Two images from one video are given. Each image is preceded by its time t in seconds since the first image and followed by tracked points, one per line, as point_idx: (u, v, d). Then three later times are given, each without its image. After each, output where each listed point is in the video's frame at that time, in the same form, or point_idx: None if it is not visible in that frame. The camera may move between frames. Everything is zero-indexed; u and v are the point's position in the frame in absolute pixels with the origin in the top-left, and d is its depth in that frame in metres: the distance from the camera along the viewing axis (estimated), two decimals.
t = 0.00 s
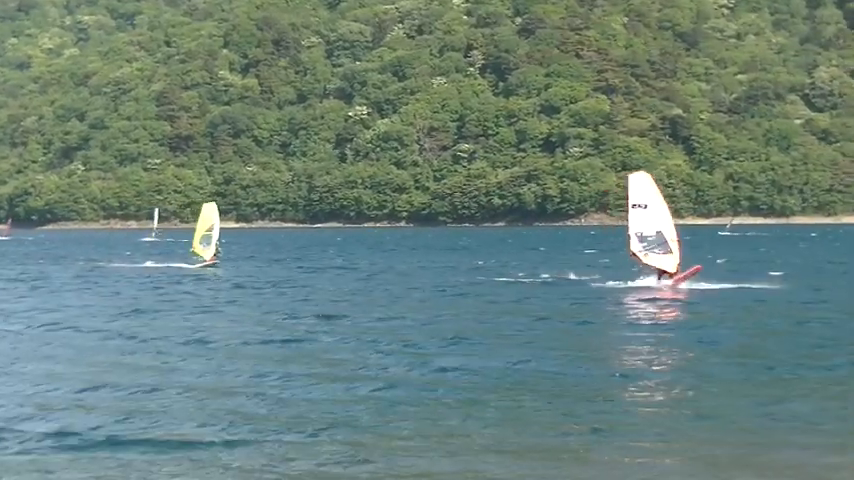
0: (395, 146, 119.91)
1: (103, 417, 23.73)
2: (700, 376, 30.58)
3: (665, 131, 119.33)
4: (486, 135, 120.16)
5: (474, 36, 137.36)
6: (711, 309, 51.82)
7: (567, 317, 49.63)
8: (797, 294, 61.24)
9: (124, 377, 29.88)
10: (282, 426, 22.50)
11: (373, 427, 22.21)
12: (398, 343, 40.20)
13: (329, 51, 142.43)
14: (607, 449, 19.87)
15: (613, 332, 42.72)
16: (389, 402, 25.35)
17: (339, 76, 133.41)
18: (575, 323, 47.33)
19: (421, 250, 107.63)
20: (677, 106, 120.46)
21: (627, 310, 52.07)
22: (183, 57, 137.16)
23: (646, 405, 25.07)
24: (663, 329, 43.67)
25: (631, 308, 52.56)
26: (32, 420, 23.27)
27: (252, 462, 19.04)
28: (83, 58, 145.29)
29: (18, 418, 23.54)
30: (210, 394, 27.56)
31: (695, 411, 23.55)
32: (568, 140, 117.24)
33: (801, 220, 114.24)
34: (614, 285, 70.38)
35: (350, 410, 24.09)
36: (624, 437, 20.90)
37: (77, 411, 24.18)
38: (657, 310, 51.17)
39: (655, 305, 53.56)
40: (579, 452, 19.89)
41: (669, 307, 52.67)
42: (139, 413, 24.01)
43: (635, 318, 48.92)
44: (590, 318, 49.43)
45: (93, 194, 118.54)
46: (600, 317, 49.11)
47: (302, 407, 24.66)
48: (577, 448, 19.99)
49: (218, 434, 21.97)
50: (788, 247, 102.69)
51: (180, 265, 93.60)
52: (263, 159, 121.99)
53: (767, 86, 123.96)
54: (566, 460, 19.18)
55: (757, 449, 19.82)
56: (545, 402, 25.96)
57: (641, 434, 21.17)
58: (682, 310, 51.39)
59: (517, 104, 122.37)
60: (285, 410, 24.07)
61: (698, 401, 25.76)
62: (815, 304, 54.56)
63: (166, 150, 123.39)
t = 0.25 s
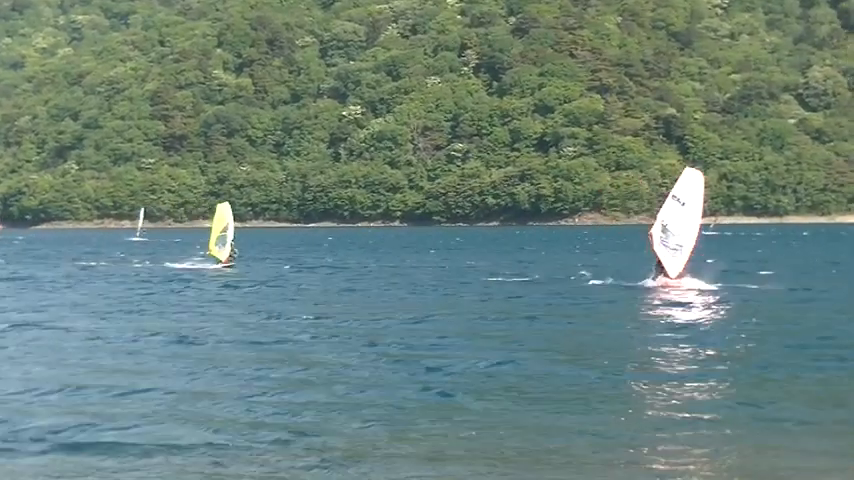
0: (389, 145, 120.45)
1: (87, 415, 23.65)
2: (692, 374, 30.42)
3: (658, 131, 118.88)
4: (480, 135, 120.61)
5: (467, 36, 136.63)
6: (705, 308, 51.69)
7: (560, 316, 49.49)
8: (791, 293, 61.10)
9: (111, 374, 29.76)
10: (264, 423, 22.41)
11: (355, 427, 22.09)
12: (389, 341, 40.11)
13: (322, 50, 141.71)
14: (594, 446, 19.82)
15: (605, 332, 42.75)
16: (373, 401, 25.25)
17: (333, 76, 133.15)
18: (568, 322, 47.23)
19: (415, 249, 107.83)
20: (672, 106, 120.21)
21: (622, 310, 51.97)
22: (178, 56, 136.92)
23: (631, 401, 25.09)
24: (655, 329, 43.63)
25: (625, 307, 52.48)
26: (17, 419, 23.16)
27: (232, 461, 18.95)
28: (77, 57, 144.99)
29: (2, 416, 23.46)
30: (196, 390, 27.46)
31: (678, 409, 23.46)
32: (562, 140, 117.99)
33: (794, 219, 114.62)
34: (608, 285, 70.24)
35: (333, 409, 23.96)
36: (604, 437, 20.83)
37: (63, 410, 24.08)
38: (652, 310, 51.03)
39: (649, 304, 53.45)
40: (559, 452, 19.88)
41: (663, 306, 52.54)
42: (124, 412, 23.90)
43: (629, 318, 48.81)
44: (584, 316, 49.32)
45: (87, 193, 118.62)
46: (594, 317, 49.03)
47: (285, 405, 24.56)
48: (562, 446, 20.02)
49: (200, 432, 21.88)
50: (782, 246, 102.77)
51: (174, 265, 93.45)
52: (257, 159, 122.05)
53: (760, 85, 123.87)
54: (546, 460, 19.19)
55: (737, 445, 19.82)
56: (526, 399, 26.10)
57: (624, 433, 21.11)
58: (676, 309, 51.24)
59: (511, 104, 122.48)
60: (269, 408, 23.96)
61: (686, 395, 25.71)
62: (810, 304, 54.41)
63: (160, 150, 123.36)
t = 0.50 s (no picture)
0: (383, 145, 120.72)
1: (119, 412, 23.73)
2: (719, 374, 30.42)
3: (652, 130, 119.87)
4: (474, 134, 120.75)
5: (462, 35, 136.69)
6: (714, 308, 51.66)
7: (571, 316, 49.51)
8: (796, 293, 61.12)
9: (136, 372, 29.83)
10: (290, 421, 22.49)
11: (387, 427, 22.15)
12: (404, 339, 40.22)
13: (317, 49, 141.69)
14: (631, 448, 19.93)
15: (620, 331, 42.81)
16: (404, 400, 25.31)
17: (327, 76, 132.94)
18: (581, 321, 47.22)
19: (410, 248, 107.92)
20: (665, 106, 121.09)
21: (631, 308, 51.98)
22: (172, 55, 136.98)
23: (659, 401, 25.17)
24: (669, 328, 43.66)
25: (634, 306, 52.45)
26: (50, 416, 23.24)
27: (270, 458, 19.04)
28: (71, 57, 145.12)
29: (34, 413, 23.53)
30: (224, 388, 27.53)
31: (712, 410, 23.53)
32: (556, 140, 118.36)
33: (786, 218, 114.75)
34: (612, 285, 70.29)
35: (363, 408, 24.07)
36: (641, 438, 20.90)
37: (96, 406, 24.17)
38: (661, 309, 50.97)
39: (658, 303, 53.41)
40: (595, 452, 20.00)
41: (672, 304, 52.52)
42: (155, 409, 23.98)
43: (641, 316, 48.78)
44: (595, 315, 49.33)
45: (81, 193, 118.55)
46: (605, 316, 49.01)
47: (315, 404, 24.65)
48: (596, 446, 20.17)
49: (236, 428, 21.95)
50: (777, 246, 102.85)
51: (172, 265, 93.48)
52: (252, 158, 121.92)
53: (754, 85, 124.20)
54: (585, 459, 19.30)
55: (774, 446, 19.95)
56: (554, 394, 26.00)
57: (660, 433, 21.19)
58: (687, 310, 51.23)
59: (505, 104, 122.56)
60: (300, 406, 24.05)
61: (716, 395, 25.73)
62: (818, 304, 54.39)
63: (154, 149, 123.56)
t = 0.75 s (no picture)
0: (375, 145, 120.53)
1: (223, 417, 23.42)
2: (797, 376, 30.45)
3: (644, 130, 120.37)
4: (465, 135, 120.82)
5: (453, 35, 136.13)
6: (748, 307, 51.59)
7: (606, 314, 49.44)
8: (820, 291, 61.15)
9: (213, 373, 29.71)
10: (404, 429, 22.19)
11: (504, 431, 22.21)
12: (455, 337, 40.12)
13: (308, 49, 141.78)
14: (765, 453, 20.02)
15: (666, 329, 42.77)
16: (503, 405, 25.30)
17: (318, 75, 132.83)
18: (620, 319, 47.10)
19: (404, 248, 107.74)
20: (656, 106, 121.59)
21: (664, 306, 51.90)
22: (163, 55, 136.76)
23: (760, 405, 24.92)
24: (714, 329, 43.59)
25: (666, 304, 52.35)
26: (157, 422, 23.12)
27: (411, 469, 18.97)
28: (61, 56, 144.81)
29: (136, 419, 23.22)
30: (312, 394, 27.43)
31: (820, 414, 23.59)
32: (547, 140, 118.86)
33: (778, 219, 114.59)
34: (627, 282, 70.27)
35: (469, 412, 24.09)
36: (767, 441, 21.00)
37: (198, 412, 24.06)
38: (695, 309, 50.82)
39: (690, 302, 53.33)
40: (730, 459, 19.69)
41: (703, 304, 52.44)
42: (259, 415, 23.89)
43: (676, 314, 48.66)
44: (632, 311, 49.25)
45: (71, 193, 117.99)
46: (642, 313, 48.94)
47: (419, 407, 24.62)
48: (727, 451, 20.27)
49: (354, 435, 21.87)
50: (772, 246, 102.91)
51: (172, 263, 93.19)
52: (243, 158, 121.51)
53: (745, 86, 124.99)
54: (723, 467, 18.97)
55: None
56: (650, 398, 25.70)
57: (782, 436, 21.27)
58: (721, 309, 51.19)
59: (496, 104, 122.73)
60: (406, 411, 24.01)
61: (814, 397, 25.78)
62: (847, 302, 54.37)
63: (144, 149, 123.34)
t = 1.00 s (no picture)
0: (360, 145, 120.39)
1: (276, 408, 23.48)
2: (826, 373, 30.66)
3: (629, 131, 120.26)
4: (450, 135, 120.84)
5: (438, 35, 136.14)
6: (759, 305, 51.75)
7: (614, 311, 49.57)
8: (825, 290, 61.42)
9: (246, 368, 29.65)
10: (460, 421, 22.28)
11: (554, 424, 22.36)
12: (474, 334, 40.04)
13: (293, 49, 142.00)
14: (827, 447, 20.26)
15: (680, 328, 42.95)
16: (548, 397, 25.38)
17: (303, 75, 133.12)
18: (635, 316, 47.07)
19: (390, 248, 107.56)
20: (640, 106, 121.63)
21: (674, 303, 51.95)
22: (147, 55, 136.66)
23: (804, 400, 25.06)
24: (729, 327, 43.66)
25: (674, 302, 52.43)
26: (209, 412, 23.19)
27: (481, 459, 19.05)
28: (44, 56, 144.49)
29: (190, 409, 23.27)
30: (351, 383, 27.45)
31: None
32: (532, 140, 118.82)
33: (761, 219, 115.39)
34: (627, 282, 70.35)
35: (517, 404, 24.22)
36: (823, 434, 21.26)
37: (248, 403, 24.05)
38: (707, 307, 50.87)
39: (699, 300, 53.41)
40: (796, 453, 19.79)
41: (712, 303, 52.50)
42: (309, 406, 23.92)
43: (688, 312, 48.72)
44: (644, 309, 49.47)
45: (55, 193, 118.09)
46: (653, 311, 48.98)
47: (465, 400, 24.70)
48: (784, 444, 20.51)
49: (413, 427, 21.95)
50: (756, 247, 103.29)
51: (160, 263, 93.07)
52: (227, 159, 120.83)
53: (729, 86, 125.27)
54: (794, 460, 19.08)
55: None
56: (692, 394, 25.77)
57: None
58: (731, 307, 51.23)
59: (481, 104, 122.96)
60: (457, 401, 24.07)
61: None
62: None
63: (129, 149, 123.36)
